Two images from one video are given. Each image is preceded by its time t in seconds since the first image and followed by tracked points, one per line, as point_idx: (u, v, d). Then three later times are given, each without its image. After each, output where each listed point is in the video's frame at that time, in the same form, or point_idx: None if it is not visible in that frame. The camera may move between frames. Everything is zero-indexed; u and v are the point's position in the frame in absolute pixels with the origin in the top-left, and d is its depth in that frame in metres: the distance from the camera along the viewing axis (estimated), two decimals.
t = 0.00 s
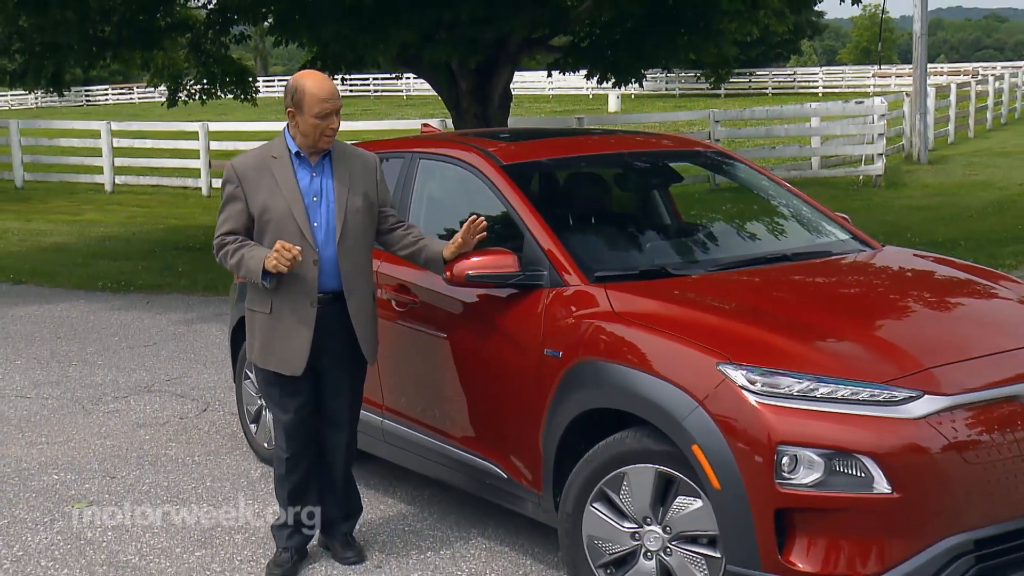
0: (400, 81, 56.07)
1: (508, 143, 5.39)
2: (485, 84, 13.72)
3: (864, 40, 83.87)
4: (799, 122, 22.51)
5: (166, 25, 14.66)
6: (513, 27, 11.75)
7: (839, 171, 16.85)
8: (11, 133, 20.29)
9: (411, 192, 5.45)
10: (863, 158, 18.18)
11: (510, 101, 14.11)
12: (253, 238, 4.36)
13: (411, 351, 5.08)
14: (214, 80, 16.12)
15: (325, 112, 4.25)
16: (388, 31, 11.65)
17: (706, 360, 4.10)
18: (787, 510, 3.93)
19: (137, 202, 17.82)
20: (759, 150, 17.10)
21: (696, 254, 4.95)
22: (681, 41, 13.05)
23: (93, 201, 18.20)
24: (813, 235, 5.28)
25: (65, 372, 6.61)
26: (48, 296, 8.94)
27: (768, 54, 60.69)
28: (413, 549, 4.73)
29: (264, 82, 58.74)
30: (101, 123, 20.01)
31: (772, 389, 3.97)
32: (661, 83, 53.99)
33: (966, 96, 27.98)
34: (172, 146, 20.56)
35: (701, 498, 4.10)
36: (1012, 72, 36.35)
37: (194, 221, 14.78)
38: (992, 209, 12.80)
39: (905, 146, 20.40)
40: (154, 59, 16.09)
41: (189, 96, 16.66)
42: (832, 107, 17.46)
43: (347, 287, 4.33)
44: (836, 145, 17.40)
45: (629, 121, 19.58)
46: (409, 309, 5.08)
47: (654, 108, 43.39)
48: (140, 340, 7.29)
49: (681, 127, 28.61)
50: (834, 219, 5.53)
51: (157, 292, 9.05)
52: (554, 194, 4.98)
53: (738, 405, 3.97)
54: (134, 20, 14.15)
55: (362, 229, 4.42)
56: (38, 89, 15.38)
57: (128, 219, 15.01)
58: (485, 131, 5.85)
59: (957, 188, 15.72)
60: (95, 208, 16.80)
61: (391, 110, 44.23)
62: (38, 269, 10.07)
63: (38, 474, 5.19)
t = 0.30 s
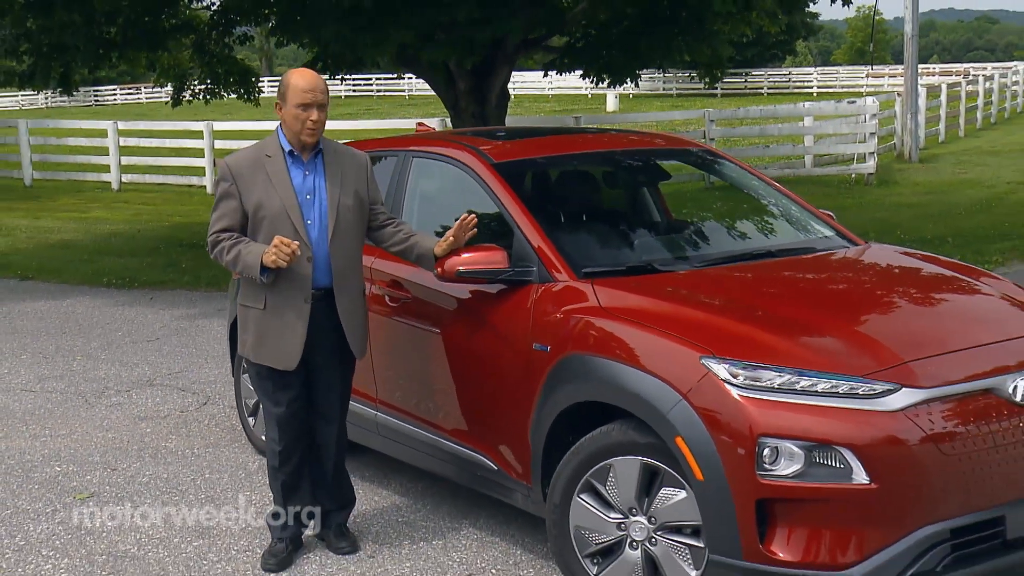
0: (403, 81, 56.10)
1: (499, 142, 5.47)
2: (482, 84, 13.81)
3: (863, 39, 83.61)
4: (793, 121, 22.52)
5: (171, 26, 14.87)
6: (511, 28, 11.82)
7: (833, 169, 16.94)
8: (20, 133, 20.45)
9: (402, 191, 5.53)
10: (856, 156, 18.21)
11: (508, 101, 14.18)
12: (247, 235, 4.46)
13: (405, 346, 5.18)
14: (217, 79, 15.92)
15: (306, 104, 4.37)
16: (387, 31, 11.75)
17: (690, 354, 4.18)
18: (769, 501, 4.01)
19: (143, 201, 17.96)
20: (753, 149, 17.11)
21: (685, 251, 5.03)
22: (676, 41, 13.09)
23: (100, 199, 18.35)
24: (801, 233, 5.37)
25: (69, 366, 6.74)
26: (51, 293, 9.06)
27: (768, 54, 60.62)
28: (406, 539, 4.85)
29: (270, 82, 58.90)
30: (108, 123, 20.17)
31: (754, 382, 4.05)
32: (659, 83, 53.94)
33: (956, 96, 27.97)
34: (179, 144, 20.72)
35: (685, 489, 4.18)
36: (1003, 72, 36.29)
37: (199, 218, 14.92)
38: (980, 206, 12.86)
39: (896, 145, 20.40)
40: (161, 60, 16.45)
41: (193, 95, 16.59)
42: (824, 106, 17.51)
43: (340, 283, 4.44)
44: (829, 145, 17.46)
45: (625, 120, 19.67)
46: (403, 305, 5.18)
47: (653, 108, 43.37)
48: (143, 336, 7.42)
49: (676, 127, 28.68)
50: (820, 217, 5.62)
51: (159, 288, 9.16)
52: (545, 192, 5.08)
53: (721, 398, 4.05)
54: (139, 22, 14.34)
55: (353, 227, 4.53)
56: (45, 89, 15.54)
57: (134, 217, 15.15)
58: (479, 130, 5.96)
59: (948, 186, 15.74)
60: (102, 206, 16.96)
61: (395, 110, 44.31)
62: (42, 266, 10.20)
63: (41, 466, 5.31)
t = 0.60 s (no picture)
0: (405, 81, 56.12)
1: (492, 141, 5.57)
2: (480, 84, 13.91)
3: (862, 38, 83.50)
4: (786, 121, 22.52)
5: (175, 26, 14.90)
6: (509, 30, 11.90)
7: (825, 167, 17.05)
8: (28, 132, 20.60)
9: (396, 189, 5.62)
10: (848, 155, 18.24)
11: (506, 100, 14.27)
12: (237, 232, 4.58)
13: (399, 341, 5.29)
14: (221, 80, 15.99)
15: (290, 96, 4.50)
16: (386, 32, 11.84)
17: (674, 348, 4.27)
18: (751, 492, 4.09)
19: (149, 198, 18.10)
20: (747, 148, 17.13)
21: (675, 247, 5.12)
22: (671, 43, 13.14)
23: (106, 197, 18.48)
24: (790, 231, 5.45)
25: (73, 361, 6.86)
26: (53, 289, 9.19)
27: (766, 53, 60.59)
28: (399, 530, 4.95)
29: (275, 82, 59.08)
30: (114, 122, 20.30)
31: (737, 376, 4.12)
32: (656, 83, 53.95)
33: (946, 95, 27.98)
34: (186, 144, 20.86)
35: (670, 481, 4.26)
36: (994, 71, 36.27)
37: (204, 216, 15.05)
38: (969, 204, 12.92)
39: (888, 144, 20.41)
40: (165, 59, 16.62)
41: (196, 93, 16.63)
42: (817, 105, 17.59)
43: (327, 279, 4.54)
44: (823, 143, 17.48)
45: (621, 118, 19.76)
46: (396, 301, 5.28)
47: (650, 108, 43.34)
48: (146, 331, 7.54)
49: (671, 126, 28.73)
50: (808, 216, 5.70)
51: (159, 285, 9.28)
52: (536, 190, 5.17)
53: (705, 391, 4.13)
54: (144, 23, 14.41)
55: (341, 224, 4.63)
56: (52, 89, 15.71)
57: (140, 215, 15.29)
58: (475, 129, 6.06)
59: (937, 184, 15.76)
60: (109, 204, 17.11)
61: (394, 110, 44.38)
62: (48, 263, 10.34)
63: (43, 458, 5.43)
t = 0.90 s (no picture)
0: (407, 80, 56.07)
1: (486, 139, 5.66)
2: (478, 83, 13.99)
3: (856, 37, 83.48)
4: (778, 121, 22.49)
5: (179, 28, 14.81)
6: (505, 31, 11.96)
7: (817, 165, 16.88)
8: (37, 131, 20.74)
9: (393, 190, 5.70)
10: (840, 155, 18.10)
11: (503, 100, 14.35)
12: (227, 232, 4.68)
13: (394, 337, 5.38)
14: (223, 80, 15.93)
15: (270, 96, 4.62)
16: (385, 33, 11.91)
17: (660, 343, 4.34)
18: (735, 484, 4.16)
19: (154, 196, 18.24)
20: (741, 147, 17.14)
21: (667, 244, 5.20)
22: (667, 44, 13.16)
23: (112, 195, 18.62)
24: (781, 229, 5.52)
25: (76, 356, 6.97)
26: (56, 285, 9.29)
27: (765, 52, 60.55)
28: (393, 521, 5.06)
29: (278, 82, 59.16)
30: (119, 122, 20.42)
31: (722, 370, 4.20)
32: (653, 83, 53.90)
33: (937, 94, 27.96)
34: (192, 142, 20.99)
35: (657, 473, 4.33)
36: (986, 71, 36.09)
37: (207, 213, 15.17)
38: (960, 202, 12.95)
39: (881, 143, 20.36)
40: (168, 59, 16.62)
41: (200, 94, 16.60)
42: (810, 104, 17.65)
43: (315, 277, 4.64)
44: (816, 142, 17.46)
45: (618, 117, 19.82)
46: (390, 297, 5.38)
47: (648, 106, 43.24)
48: (149, 326, 7.66)
49: (667, 126, 28.75)
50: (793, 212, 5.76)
51: (160, 281, 9.39)
52: (529, 187, 5.26)
53: (690, 385, 4.20)
54: (148, 24, 14.36)
55: (328, 222, 4.72)
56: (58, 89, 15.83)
57: (145, 212, 15.43)
58: (471, 128, 6.14)
59: (927, 183, 15.75)
60: (114, 202, 17.25)
61: (395, 110, 44.43)
62: (53, 260, 10.46)
63: (46, 451, 5.54)
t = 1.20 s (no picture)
0: (409, 80, 56.12)
1: (482, 138, 5.74)
2: (477, 83, 14.07)
3: (851, 36, 83.46)
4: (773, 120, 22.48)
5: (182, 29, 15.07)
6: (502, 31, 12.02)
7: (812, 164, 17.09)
8: (45, 131, 20.89)
9: (386, 187, 5.81)
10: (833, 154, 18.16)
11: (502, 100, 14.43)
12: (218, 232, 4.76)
13: (390, 332, 5.46)
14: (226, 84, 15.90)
15: (251, 96, 4.72)
16: (384, 33, 11.97)
17: (648, 337, 4.40)
18: (721, 476, 4.21)
19: (160, 195, 18.38)
20: (736, 146, 17.18)
21: (658, 241, 5.26)
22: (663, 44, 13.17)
23: (118, 193, 18.76)
24: (773, 229, 5.58)
25: (81, 351, 7.09)
26: (60, 282, 9.41)
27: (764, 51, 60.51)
28: (388, 513, 5.16)
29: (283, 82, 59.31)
30: (125, 121, 20.54)
31: (708, 365, 4.25)
32: (652, 83, 53.87)
33: (930, 94, 27.90)
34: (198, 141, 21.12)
35: (645, 465, 4.40)
36: (978, 71, 35.98)
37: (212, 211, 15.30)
38: (952, 201, 12.98)
39: (874, 142, 20.35)
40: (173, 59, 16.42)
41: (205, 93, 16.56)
42: (805, 104, 17.72)
43: (306, 274, 4.75)
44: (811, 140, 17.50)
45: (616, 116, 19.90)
46: (384, 292, 5.47)
47: (647, 105, 43.18)
48: (152, 322, 7.77)
49: (663, 125, 28.78)
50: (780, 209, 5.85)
51: (161, 278, 9.49)
52: (523, 185, 5.35)
53: (676, 379, 4.25)
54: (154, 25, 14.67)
55: (316, 219, 4.84)
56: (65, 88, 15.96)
57: (151, 210, 15.57)
58: (468, 127, 6.23)
59: (918, 181, 15.76)
60: (121, 200, 17.40)
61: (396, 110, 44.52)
62: (59, 257, 10.58)
63: (49, 444, 5.65)
